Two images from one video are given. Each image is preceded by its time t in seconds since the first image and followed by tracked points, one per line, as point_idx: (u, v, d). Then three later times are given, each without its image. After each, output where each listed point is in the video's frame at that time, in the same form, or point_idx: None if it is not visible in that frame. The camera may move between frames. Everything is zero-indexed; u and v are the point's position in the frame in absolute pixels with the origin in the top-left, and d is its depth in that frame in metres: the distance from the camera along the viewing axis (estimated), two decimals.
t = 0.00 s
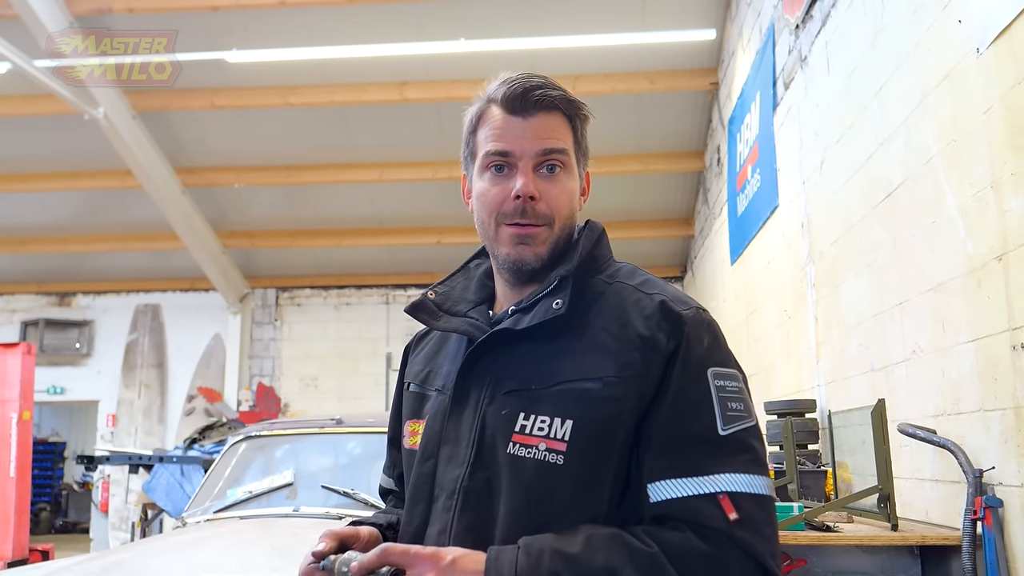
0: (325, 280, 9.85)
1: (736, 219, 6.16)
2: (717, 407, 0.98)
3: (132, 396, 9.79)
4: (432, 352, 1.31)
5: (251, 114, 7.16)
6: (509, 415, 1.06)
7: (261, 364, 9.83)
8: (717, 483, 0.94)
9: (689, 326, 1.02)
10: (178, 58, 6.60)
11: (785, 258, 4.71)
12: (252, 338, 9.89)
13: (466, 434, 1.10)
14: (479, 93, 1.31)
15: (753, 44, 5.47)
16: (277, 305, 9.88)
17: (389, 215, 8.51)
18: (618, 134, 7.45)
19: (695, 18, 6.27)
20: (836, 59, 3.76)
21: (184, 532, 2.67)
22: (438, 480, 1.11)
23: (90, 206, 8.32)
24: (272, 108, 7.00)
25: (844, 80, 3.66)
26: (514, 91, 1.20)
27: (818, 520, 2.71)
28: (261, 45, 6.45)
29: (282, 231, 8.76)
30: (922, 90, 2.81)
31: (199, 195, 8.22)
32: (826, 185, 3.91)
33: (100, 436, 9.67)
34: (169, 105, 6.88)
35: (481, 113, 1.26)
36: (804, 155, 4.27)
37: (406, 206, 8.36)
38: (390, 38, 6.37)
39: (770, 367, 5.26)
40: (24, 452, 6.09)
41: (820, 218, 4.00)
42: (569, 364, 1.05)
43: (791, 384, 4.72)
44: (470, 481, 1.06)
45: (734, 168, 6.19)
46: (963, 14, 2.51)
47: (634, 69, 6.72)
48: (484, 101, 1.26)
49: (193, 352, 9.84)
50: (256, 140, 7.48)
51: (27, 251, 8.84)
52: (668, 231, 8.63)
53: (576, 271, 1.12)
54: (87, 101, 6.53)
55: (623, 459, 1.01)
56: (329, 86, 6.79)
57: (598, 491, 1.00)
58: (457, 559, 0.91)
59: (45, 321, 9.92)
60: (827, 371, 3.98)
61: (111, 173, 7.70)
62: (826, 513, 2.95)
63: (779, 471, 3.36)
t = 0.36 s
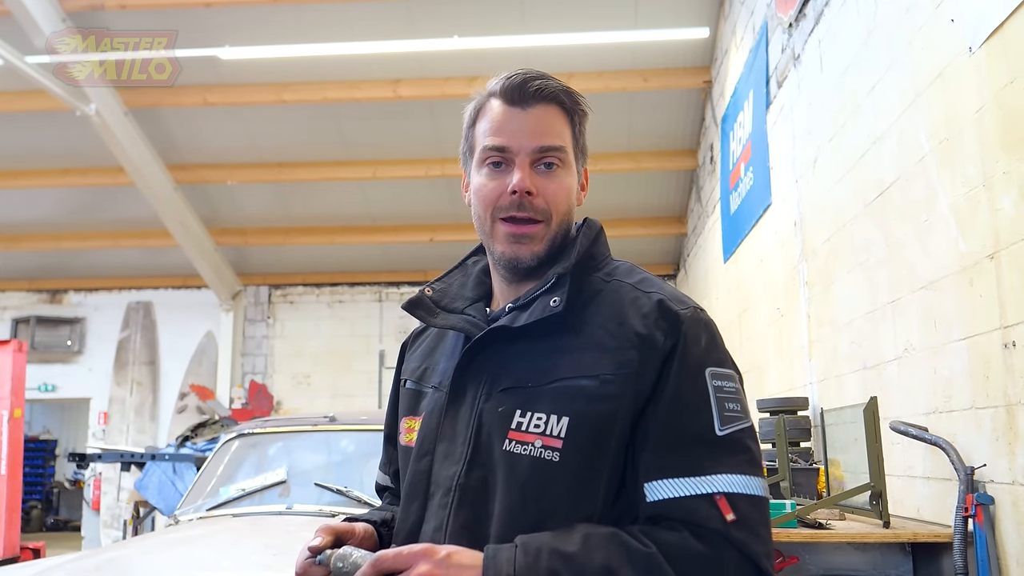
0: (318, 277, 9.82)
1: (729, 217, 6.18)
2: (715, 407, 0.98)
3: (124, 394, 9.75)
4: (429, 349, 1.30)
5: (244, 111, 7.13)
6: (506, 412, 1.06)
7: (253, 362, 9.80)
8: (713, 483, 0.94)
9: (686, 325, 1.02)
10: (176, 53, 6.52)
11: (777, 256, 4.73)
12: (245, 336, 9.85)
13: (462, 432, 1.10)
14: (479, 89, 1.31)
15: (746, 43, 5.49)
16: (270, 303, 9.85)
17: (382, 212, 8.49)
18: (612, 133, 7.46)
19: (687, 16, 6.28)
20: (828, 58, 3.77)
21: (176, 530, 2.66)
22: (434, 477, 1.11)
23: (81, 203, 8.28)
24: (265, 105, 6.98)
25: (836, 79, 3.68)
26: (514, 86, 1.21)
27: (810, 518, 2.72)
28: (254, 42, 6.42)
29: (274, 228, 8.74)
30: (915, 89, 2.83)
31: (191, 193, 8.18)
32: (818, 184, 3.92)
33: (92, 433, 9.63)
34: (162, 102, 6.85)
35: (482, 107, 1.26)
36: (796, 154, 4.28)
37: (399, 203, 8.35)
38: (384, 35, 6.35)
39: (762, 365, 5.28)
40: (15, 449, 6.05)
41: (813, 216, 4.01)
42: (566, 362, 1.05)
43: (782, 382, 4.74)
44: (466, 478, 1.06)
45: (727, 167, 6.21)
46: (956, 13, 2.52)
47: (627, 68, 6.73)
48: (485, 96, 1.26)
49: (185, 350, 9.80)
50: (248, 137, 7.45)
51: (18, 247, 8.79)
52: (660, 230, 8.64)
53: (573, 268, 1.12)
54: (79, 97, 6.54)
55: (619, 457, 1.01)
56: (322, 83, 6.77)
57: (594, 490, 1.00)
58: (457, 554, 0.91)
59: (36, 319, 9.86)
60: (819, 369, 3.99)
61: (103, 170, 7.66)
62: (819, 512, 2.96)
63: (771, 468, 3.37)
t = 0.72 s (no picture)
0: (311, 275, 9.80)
1: (723, 215, 6.19)
2: (710, 403, 0.98)
3: (117, 391, 9.72)
4: (425, 344, 1.31)
5: (238, 108, 7.11)
6: (501, 408, 1.06)
7: (246, 359, 9.77)
8: (708, 480, 0.94)
9: (682, 321, 1.02)
10: (173, 50, 6.49)
11: (771, 254, 4.74)
12: (238, 333, 9.81)
13: (457, 428, 1.10)
14: (482, 82, 1.31)
15: (740, 41, 5.50)
16: (264, 300, 9.83)
17: (376, 210, 8.48)
18: (607, 131, 7.46)
19: (682, 14, 6.28)
20: (823, 57, 3.78)
21: (170, 527, 2.65)
22: (429, 472, 1.11)
23: (75, 200, 8.25)
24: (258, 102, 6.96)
25: (830, 78, 3.69)
26: (526, 81, 1.20)
27: (803, 515, 2.72)
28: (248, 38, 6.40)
29: (268, 226, 8.72)
30: (908, 88, 2.84)
31: (185, 190, 8.16)
32: (812, 182, 3.93)
33: (85, 431, 9.59)
34: (155, 99, 6.82)
35: (490, 102, 1.25)
36: (790, 152, 4.29)
37: (393, 201, 8.33)
38: (377, 32, 6.34)
39: (755, 363, 5.29)
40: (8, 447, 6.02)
41: (806, 215, 4.03)
42: (560, 358, 1.05)
43: (776, 380, 4.75)
44: (461, 473, 1.06)
45: (721, 164, 6.21)
46: (949, 12, 2.53)
47: (622, 65, 6.72)
48: (493, 91, 1.25)
49: (179, 347, 9.78)
50: (242, 134, 7.43)
51: (11, 244, 8.75)
52: (654, 228, 8.65)
53: (568, 263, 1.13)
54: (73, 93, 6.47)
55: (613, 453, 1.01)
56: (316, 80, 6.75)
57: (587, 485, 1.00)
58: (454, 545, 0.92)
59: (29, 316, 9.82)
60: (812, 367, 4.00)
61: (96, 167, 7.63)
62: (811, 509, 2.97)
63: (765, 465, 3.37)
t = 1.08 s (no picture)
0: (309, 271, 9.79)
1: (720, 212, 6.20)
2: (703, 411, 0.98)
3: (115, 388, 9.70)
4: (422, 338, 1.30)
5: (236, 104, 7.10)
6: (493, 416, 1.06)
7: (244, 356, 9.76)
8: (703, 492, 0.94)
9: (673, 326, 1.01)
10: (173, 47, 6.46)
11: (769, 251, 4.74)
12: (236, 330, 9.80)
13: (453, 433, 1.11)
14: (466, 78, 1.29)
15: (738, 37, 5.50)
16: (261, 297, 9.82)
17: (374, 206, 8.47)
18: (605, 127, 7.45)
19: (680, 11, 6.28)
20: (820, 54, 3.78)
21: (169, 524, 2.66)
22: (429, 479, 1.12)
23: (72, 196, 8.23)
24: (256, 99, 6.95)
25: (828, 75, 3.69)
26: (509, 84, 1.19)
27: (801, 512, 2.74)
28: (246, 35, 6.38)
29: (266, 222, 8.71)
30: (905, 84, 2.84)
31: (182, 186, 8.15)
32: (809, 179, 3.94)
33: (82, 427, 9.58)
34: (153, 96, 6.81)
35: (474, 101, 1.24)
36: (787, 148, 4.30)
37: (391, 197, 8.32)
38: (374, 29, 6.32)
39: (752, 359, 5.31)
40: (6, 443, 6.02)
41: (804, 211, 4.03)
42: (552, 365, 1.05)
43: (773, 376, 4.77)
44: (457, 481, 1.07)
45: (719, 161, 6.21)
46: (947, 9, 2.53)
47: (619, 62, 6.72)
48: (477, 89, 1.24)
49: (176, 344, 9.77)
50: (240, 131, 7.42)
51: (8, 241, 8.73)
52: (652, 225, 8.66)
53: (560, 268, 1.12)
54: (70, 90, 6.43)
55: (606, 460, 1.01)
56: (314, 77, 6.74)
57: (581, 494, 1.01)
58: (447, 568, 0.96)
59: (27, 312, 9.80)
60: (810, 364, 4.01)
61: (94, 164, 7.62)
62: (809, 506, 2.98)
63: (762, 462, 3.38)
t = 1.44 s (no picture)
0: (310, 271, 9.80)
1: (721, 212, 6.20)
2: (703, 418, 0.99)
3: (117, 387, 9.71)
4: (422, 338, 1.30)
5: (237, 104, 7.10)
6: (494, 422, 1.06)
7: (245, 356, 9.77)
8: (704, 499, 0.95)
9: (673, 333, 1.01)
10: (174, 47, 6.46)
11: (769, 250, 4.74)
12: (237, 330, 9.81)
13: (454, 438, 1.11)
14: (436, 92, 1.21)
15: (738, 37, 5.50)
16: (262, 296, 9.82)
17: (374, 206, 8.47)
18: (605, 127, 7.46)
19: (680, 11, 6.27)
20: (820, 53, 3.78)
21: (170, 523, 2.66)
22: (429, 484, 1.12)
23: (74, 197, 8.24)
24: (257, 98, 6.95)
25: (828, 73, 3.68)
26: (453, 120, 1.10)
27: (802, 511, 2.73)
28: (246, 35, 6.38)
29: (267, 222, 8.71)
30: (905, 83, 2.83)
31: (183, 186, 8.15)
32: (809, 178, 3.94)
33: (84, 427, 9.59)
34: (154, 96, 6.82)
35: (434, 127, 1.17)
36: (787, 147, 4.30)
37: (392, 197, 8.32)
38: (375, 29, 6.32)
39: (753, 358, 5.31)
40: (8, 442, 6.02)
41: (804, 210, 4.03)
42: (552, 372, 1.05)
43: (774, 375, 4.77)
44: (458, 487, 1.07)
45: (719, 161, 6.21)
46: (947, 8, 2.52)
47: (619, 61, 6.72)
48: (435, 116, 1.16)
49: (177, 344, 9.78)
50: (241, 131, 7.42)
51: (10, 241, 8.74)
52: (652, 224, 8.65)
53: (560, 273, 1.12)
54: (70, 90, 6.44)
55: (607, 466, 1.02)
56: (314, 77, 6.74)
57: (580, 501, 1.01)
58: (446, 572, 0.96)
59: (29, 312, 9.81)
60: (810, 363, 4.01)
61: (95, 164, 7.62)
62: (810, 505, 2.98)
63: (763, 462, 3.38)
